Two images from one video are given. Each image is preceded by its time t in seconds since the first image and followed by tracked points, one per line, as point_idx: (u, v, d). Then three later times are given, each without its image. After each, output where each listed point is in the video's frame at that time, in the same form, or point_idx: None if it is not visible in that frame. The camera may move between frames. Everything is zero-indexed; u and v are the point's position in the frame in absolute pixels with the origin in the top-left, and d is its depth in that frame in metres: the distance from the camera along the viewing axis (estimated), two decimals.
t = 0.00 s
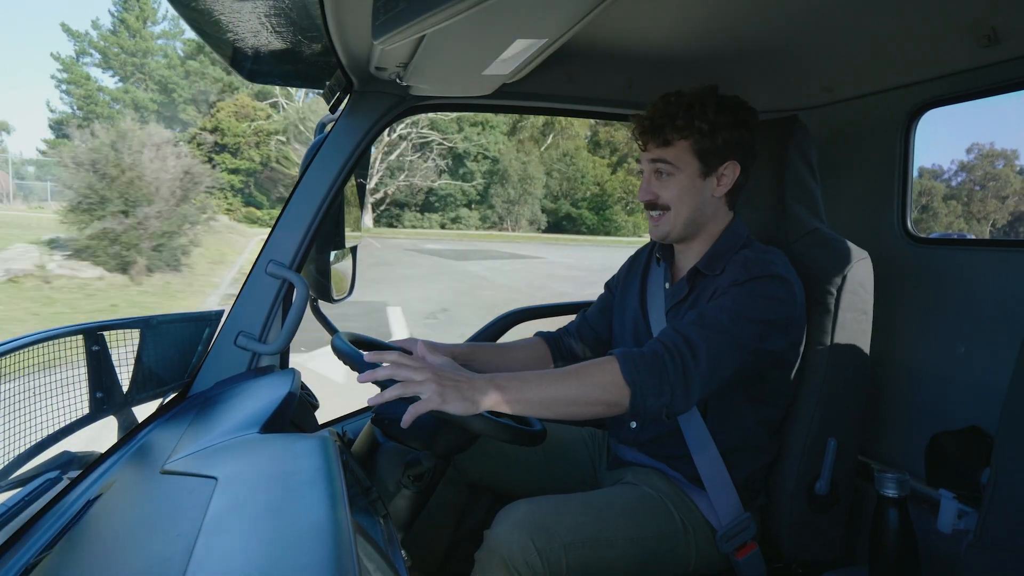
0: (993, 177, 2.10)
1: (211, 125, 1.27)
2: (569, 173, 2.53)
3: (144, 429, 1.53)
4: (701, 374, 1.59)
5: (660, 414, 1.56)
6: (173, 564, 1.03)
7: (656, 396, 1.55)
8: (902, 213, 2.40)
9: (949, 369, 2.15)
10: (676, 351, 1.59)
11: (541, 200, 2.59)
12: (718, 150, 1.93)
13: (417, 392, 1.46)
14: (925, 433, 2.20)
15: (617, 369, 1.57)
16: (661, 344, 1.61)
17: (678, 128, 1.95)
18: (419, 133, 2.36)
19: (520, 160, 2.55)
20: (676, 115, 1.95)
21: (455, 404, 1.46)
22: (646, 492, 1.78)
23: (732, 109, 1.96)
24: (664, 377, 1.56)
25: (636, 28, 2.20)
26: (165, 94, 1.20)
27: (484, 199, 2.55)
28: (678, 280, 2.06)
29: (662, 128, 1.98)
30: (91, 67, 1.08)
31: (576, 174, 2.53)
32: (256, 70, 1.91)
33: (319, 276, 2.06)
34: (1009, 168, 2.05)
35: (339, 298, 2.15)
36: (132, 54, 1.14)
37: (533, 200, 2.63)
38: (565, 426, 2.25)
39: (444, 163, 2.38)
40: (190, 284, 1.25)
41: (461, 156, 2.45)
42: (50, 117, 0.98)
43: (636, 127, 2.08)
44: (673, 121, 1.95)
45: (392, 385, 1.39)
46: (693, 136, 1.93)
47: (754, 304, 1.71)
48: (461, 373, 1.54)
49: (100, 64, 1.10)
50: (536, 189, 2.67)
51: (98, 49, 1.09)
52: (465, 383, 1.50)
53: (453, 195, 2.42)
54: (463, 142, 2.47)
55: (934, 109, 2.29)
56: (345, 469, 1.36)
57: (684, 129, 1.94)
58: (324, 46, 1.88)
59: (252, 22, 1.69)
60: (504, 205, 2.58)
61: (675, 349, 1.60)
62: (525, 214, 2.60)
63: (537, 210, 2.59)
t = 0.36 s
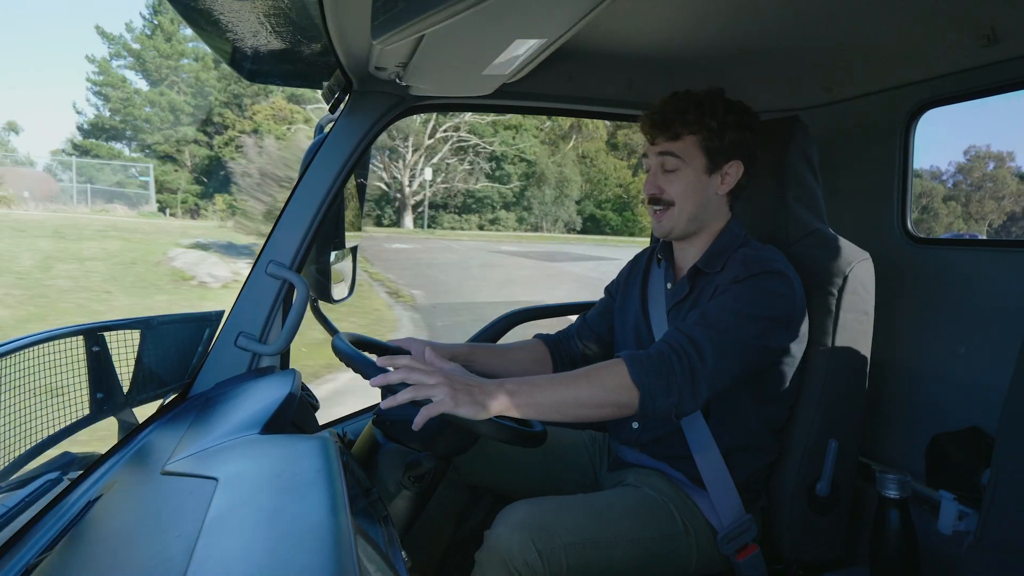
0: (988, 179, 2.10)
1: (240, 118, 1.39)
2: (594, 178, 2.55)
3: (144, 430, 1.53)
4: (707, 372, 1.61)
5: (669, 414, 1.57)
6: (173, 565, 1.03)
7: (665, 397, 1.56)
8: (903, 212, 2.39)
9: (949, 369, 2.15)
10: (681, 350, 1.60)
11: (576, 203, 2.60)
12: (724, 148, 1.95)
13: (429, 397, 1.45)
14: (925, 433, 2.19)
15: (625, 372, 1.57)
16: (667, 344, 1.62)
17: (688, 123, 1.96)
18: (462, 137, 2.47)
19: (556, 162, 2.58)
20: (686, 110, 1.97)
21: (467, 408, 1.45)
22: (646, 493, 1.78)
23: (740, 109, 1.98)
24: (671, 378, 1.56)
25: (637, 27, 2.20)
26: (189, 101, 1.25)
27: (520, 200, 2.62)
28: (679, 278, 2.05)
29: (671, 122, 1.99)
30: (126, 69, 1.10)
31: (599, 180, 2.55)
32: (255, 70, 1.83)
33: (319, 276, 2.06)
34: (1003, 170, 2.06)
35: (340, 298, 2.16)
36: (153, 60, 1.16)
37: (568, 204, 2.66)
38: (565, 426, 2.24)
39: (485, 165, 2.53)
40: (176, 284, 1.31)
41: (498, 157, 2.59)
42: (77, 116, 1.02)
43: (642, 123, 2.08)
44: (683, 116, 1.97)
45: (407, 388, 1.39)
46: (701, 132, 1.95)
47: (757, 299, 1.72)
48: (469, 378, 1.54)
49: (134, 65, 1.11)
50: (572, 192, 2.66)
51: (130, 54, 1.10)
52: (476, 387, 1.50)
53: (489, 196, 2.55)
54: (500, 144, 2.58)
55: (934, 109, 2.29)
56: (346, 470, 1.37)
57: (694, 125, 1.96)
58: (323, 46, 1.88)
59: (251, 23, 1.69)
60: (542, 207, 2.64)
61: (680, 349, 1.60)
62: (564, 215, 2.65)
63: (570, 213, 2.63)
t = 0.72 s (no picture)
0: (985, 181, 2.12)
1: (285, 132, 2.00)
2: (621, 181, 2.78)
3: (144, 430, 1.53)
4: (716, 375, 1.60)
5: (676, 419, 1.58)
6: (173, 564, 1.03)
7: (673, 401, 1.56)
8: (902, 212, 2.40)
9: (948, 368, 2.15)
10: (689, 356, 1.60)
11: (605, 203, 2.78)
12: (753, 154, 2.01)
13: (442, 398, 1.46)
14: (925, 432, 2.20)
15: (633, 376, 1.57)
16: (674, 349, 1.62)
17: (732, 129, 1.95)
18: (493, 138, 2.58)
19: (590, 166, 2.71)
20: (730, 115, 1.95)
21: (479, 412, 1.46)
22: (647, 492, 1.78)
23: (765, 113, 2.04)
24: (679, 382, 1.57)
25: (636, 28, 2.20)
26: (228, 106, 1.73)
27: (554, 201, 2.88)
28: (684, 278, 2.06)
29: (713, 126, 1.95)
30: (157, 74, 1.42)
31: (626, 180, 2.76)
32: (255, 70, 1.93)
33: (319, 276, 2.06)
34: (999, 172, 2.09)
35: (339, 299, 2.17)
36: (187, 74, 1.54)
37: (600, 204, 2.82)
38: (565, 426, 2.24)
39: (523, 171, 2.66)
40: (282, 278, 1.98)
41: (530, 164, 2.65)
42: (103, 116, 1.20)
43: (667, 122, 2.03)
44: (727, 122, 1.95)
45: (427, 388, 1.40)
46: (739, 138, 1.96)
47: (762, 300, 1.72)
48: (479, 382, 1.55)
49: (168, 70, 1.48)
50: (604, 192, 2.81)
51: (158, 57, 1.45)
52: (485, 391, 1.51)
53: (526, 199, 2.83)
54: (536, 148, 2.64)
55: (934, 109, 2.29)
56: (346, 470, 1.36)
57: (735, 130, 1.95)
58: (323, 46, 1.88)
59: (251, 23, 1.69)
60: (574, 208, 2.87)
61: (687, 353, 1.61)
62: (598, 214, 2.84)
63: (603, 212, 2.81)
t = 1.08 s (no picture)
0: (985, 182, 2.12)
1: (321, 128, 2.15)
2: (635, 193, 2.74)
3: (144, 430, 1.53)
4: (707, 379, 1.60)
5: (668, 421, 1.58)
6: (174, 564, 1.03)
7: (664, 404, 1.56)
8: (902, 212, 2.40)
9: (948, 369, 2.15)
10: (680, 359, 1.60)
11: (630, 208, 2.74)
12: (710, 153, 1.95)
13: (427, 395, 1.45)
14: (925, 433, 2.20)
15: (625, 378, 1.57)
16: (667, 352, 1.62)
17: (673, 131, 1.97)
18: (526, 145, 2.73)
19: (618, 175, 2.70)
20: (672, 118, 1.97)
21: (467, 408, 1.45)
22: (646, 492, 1.78)
23: (728, 111, 1.97)
24: (671, 385, 1.57)
25: (637, 27, 2.20)
26: (261, 109, 1.86)
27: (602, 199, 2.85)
28: (679, 280, 2.04)
29: (658, 130, 1.99)
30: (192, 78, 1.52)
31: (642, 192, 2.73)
32: (255, 71, 1.91)
33: (319, 277, 2.06)
34: (999, 173, 2.08)
35: (339, 298, 2.19)
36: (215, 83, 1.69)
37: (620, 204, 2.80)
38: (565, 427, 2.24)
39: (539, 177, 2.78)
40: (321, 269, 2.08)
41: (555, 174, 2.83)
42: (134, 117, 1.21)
43: (632, 130, 2.10)
44: (668, 124, 1.97)
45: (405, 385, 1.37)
46: (687, 139, 1.95)
47: (755, 306, 1.71)
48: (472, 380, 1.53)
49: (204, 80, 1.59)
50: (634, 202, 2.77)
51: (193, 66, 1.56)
52: (475, 389, 1.49)
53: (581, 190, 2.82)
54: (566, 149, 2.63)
55: (934, 109, 2.29)
56: (345, 470, 1.37)
57: (679, 132, 1.96)
58: (323, 46, 1.87)
59: (251, 23, 1.69)
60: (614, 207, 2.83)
61: (679, 356, 1.61)
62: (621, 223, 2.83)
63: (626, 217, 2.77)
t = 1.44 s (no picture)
0: (985, 184, 2.12)
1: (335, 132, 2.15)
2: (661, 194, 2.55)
3: (144, 430, 1.53)
4: (704, 377, 1.60)
5: (665, 418, 1.58)
6: (174, 564, 1.03)
7: (661, 401, 1.56)
8: (903, 212, 2.40)
9: (948, 368, 2.15)
10: (675, 355, 1.61)
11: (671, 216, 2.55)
12: (705, 147, 1.95)
13: (423, 392, 1.44)
14: (926, 433, 2.20)
15: (622, 375, 1.57)
16: (663, 348, 1.63)
17: (668, 124, 1.98)
18: (566, 150, 2.41)
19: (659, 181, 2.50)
20: (666, 112, 1.99)
21: (462, 404, 1.45)
22: (647, 492, 1.78)
23: (724, 108, 1.98)
24: (668, 381, 1.57)
25: (638, 27, 2.20)
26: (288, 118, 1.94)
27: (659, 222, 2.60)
28: (673, 279, 2.06)
29: (653, 124, 2.01)
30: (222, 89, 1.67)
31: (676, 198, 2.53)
32: (256, 71, 1.92)
33: (320, 276, 2.04)
34: (998, 177, 2.08)
35: (339, 299, 2.14)
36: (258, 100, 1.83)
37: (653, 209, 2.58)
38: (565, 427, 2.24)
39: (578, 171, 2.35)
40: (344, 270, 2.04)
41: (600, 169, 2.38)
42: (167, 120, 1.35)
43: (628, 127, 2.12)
44: (662, 119, 2.00)
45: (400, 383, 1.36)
46: (681, 133, 1.97)
47: (749, 300, 1.71)
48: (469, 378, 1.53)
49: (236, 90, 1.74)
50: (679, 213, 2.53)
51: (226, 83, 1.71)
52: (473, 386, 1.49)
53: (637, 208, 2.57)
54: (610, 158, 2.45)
55: (934, 109, 2.29)
56: (346, 470, 1.37)
57: (673, 125, 1.98)
58: (324, 46, 1.87)
59: (252, 22, 1.69)
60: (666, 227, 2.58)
61: (675, 353, 1.61)
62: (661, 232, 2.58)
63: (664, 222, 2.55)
